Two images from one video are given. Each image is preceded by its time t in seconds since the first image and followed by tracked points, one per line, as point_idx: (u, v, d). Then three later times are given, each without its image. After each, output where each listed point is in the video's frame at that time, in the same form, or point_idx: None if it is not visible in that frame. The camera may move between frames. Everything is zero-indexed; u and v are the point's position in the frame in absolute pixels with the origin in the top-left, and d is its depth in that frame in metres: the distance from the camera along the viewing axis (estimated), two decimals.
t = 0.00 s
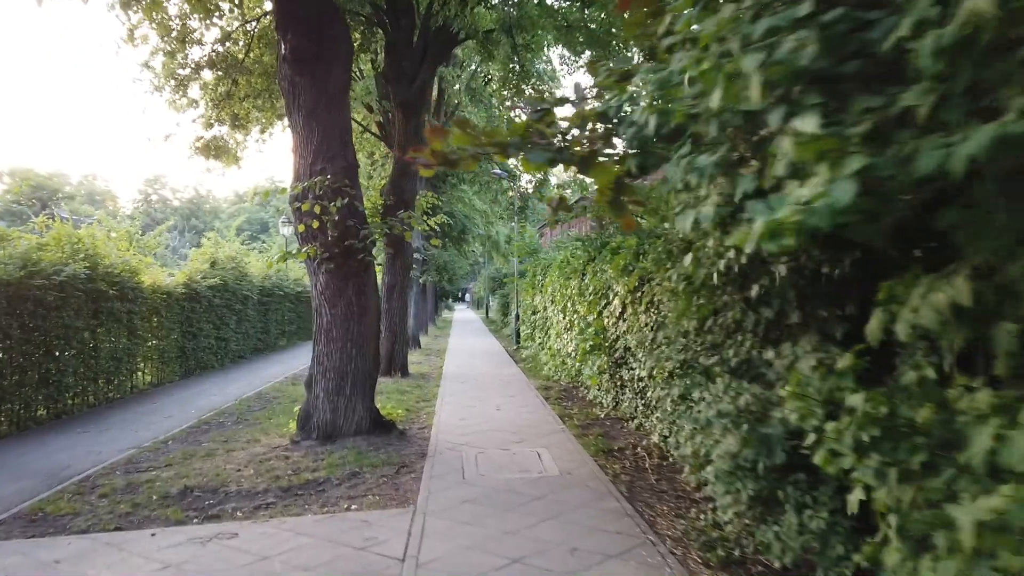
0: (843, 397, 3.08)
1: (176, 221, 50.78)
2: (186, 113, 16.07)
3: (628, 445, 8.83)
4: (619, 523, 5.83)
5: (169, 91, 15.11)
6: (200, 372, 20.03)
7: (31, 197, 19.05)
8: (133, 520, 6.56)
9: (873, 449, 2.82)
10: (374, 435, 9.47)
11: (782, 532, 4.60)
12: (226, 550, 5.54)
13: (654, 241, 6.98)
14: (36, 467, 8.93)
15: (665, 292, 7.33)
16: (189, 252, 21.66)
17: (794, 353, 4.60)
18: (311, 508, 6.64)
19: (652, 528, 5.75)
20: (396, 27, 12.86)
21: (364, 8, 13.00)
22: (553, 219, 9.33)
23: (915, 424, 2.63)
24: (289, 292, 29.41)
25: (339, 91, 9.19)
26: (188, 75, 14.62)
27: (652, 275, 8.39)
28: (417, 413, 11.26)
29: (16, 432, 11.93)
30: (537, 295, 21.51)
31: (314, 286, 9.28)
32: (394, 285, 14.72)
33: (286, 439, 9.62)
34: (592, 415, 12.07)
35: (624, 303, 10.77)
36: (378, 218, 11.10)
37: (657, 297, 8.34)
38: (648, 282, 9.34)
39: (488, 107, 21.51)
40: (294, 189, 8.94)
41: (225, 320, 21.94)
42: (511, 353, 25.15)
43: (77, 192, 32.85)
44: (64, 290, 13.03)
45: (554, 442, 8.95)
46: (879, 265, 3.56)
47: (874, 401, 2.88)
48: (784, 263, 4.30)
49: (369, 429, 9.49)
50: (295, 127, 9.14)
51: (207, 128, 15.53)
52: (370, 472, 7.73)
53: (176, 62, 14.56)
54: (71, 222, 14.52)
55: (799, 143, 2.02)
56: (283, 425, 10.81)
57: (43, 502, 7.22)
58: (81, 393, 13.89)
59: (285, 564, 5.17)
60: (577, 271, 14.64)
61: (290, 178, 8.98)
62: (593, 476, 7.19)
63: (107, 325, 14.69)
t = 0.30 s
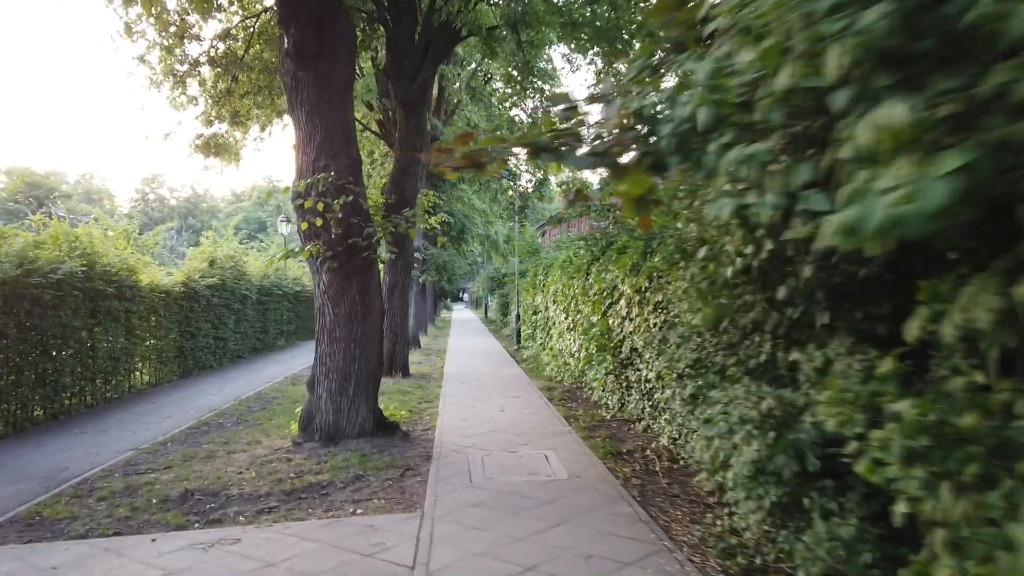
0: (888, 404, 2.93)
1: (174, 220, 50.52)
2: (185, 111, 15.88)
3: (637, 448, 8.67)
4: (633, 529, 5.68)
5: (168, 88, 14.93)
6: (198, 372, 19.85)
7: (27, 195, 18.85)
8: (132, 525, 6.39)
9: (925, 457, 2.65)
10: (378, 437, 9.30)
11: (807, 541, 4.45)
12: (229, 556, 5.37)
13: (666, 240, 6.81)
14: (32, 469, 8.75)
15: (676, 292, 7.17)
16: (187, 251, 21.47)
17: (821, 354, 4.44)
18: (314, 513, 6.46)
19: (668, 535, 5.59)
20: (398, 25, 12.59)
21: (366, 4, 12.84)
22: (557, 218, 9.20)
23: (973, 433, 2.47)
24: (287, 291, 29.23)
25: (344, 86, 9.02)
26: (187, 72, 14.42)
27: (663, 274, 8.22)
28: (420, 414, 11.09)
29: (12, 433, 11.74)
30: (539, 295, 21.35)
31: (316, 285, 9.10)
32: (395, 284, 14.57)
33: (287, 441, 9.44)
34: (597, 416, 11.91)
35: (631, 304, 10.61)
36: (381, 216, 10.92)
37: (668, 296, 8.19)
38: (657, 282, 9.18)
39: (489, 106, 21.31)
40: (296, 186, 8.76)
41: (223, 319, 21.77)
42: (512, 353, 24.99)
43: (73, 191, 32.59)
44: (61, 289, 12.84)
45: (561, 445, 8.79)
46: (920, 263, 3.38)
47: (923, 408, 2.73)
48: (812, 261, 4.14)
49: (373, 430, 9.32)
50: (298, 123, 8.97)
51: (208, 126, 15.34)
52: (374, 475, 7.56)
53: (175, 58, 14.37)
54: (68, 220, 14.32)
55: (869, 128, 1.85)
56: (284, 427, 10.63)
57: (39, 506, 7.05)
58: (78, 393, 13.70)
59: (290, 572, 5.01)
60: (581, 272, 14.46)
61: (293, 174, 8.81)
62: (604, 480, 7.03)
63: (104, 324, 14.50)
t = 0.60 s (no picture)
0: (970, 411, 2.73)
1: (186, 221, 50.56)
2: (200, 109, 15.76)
3: (663, 451, 8.46)
4: (668, 537, 5.47)
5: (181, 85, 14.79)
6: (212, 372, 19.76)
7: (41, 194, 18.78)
8: (150, 529, 6.23)
9: (1019, 472, 2.50)
10: (396, 439, 9.11)
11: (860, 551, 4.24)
12: (250, 564, 5.19)
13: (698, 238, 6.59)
14: (46, 471, 8.62)
15: (706, 292, 6.95)
16: (201, 250, 21.37)
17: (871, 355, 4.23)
18: (336, 518, 6.28)
19: (705, 544, 5.38)
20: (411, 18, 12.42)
21: None
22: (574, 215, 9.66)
23: None
24: (300, 291, 29.13)
25: (361, 78, 8.81)
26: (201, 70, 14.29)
27: (692, 275, 8.00)
28: (439, 416, 10.91)
29: (27, 434, 11.65)
30: (554, 295, 21.13)
31: (334, 284, 8.92)
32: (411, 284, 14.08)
33: (305, 443, 9.28)
34: (618, 418, 11.71)
35: (654, 303, 10.40)
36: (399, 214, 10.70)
37: (696, 296, 7.97)
38: (684, 281, 8.97)
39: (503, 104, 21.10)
40: (313, 183, 8.58)
41: (237, 319, 21.68)
42: (527, 353, 24.80)
43: (86, 191, 32.58)
44: (75, 289, 12.74)
45: (585, 448, 8.57)
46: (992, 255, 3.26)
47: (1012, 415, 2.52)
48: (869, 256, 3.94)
49: (391, 432, 9.13)
50: (315, 119, 8.81)
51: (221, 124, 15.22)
52: (395, 478, 7.38)
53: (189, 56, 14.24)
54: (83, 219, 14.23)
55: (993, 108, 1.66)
56: (301, 428, 10.48)
57: (55, 510, 6.90)
58: (93, 394, 13.60)
59: None
60: (599, 271, 14.28)
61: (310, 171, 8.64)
62: (633, 485, 6.82)
63: (119, 324, 14.41)
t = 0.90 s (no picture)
0: None
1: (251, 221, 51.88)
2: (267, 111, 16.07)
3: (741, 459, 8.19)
4: (756, 551, 5.26)
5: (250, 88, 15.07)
6: (279, 371, 20.15)
7: (117, 197, 19.42)
8: (230, 528, 6.29)
9: None
10: (465, 441, 9.03)
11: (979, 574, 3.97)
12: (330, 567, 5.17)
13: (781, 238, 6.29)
14: (127, 468, 8.84)
15: (789, 294, 6.65)
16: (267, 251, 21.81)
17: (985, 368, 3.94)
18: (411, 521, 6.23)
19: (797, 560, 5.14)
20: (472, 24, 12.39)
21: None
22: (633, 210, 10.82)
23: None
24: (362, 291, 29.50)
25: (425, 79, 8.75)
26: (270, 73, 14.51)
27: (774, 276, 7.68)
28: (506, 418, 10.83)
29: (107, 429, 12.04)
30: (617, 296, 20.87)
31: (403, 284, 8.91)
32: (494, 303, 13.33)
33: (375, 443, 9.30)
34: (688, 422, 11.45)
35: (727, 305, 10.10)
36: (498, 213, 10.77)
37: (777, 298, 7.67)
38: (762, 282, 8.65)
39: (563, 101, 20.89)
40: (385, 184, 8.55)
41: (302, 319, 22.07)
42: (587, 354, 24.57)
43: (158, 192, 33.63)
44: (150, 289, 13.12)
45: (659, 454, 8.35)
46: None
47: None
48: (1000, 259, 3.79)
49: (460, 434, 9.06)
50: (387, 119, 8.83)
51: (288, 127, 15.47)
52: (467, 482, 7.30)
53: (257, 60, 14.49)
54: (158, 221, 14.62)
55: None
56: (370, 427, 10.52)
57: (137, 507, 7.05)
58: (168, 391, 14.00)
59: None
60: (665, 271, 13.99)
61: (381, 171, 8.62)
62: (713, 495, 6.60)
63: (192, 323, 14.80)
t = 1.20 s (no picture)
0: None
1: (330, 224, 53.17)
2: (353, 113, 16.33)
3: (846, 466, 7.75)
4: (878, 564, 4.91)
5: (337, 90, 15.32)
6: (360, 369, 20.48)
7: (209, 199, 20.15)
8: (324, 522, 6.31)
9: None
10: (552, 441, 8.87)
11: None
12: (425, 565, 5.09)
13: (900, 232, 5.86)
14: (223, 460, 9.06)
15: (905, 291, 6.23)
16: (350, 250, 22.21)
17: None
18: (504, 521, 6.11)
19: None
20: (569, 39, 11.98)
21: None
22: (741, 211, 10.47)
23: None
24: (439, 291, 29.74)
25: (521, 69, 8.69)
26: (356, 74, 14.71)
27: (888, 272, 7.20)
28: (592, 419, 10.61)
29: (201, 422, 12.44)
30: (699, 296, 20.33)
31: (491, 282, 8.82)
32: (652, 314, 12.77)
33: (461, 441, 9.25)
34: (782, 427, 10.97)
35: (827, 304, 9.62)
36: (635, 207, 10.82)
37: (889, 295, 7.23)
38: (870, 281, 8.16)
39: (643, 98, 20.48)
40: (471, 180, 8.45)
41: (382, 317, 22.38)
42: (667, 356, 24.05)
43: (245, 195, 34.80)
44: (243, 287, 13.50)
45: (756, 459, 7.98)
46: None
47: None
48: None
49: (545, 434, 8.90)
50: (473, 116, 8.72)
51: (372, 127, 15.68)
52: (558, 482, 7.14)
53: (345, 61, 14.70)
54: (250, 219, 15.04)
55: None
56: (455, 425, 10.49)
57: (233, 498, 7.17)
58: (257, 386, 14.38)
59: None
60: (754, 269, 13.48)
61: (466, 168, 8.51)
62: (822, 503, 6.24)
63: (280, 320, 15.16)
